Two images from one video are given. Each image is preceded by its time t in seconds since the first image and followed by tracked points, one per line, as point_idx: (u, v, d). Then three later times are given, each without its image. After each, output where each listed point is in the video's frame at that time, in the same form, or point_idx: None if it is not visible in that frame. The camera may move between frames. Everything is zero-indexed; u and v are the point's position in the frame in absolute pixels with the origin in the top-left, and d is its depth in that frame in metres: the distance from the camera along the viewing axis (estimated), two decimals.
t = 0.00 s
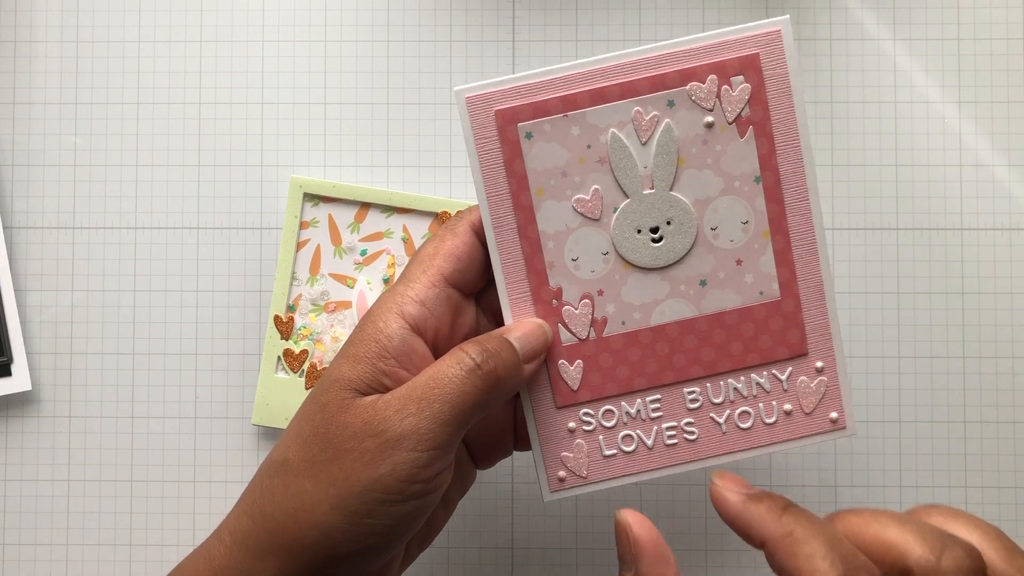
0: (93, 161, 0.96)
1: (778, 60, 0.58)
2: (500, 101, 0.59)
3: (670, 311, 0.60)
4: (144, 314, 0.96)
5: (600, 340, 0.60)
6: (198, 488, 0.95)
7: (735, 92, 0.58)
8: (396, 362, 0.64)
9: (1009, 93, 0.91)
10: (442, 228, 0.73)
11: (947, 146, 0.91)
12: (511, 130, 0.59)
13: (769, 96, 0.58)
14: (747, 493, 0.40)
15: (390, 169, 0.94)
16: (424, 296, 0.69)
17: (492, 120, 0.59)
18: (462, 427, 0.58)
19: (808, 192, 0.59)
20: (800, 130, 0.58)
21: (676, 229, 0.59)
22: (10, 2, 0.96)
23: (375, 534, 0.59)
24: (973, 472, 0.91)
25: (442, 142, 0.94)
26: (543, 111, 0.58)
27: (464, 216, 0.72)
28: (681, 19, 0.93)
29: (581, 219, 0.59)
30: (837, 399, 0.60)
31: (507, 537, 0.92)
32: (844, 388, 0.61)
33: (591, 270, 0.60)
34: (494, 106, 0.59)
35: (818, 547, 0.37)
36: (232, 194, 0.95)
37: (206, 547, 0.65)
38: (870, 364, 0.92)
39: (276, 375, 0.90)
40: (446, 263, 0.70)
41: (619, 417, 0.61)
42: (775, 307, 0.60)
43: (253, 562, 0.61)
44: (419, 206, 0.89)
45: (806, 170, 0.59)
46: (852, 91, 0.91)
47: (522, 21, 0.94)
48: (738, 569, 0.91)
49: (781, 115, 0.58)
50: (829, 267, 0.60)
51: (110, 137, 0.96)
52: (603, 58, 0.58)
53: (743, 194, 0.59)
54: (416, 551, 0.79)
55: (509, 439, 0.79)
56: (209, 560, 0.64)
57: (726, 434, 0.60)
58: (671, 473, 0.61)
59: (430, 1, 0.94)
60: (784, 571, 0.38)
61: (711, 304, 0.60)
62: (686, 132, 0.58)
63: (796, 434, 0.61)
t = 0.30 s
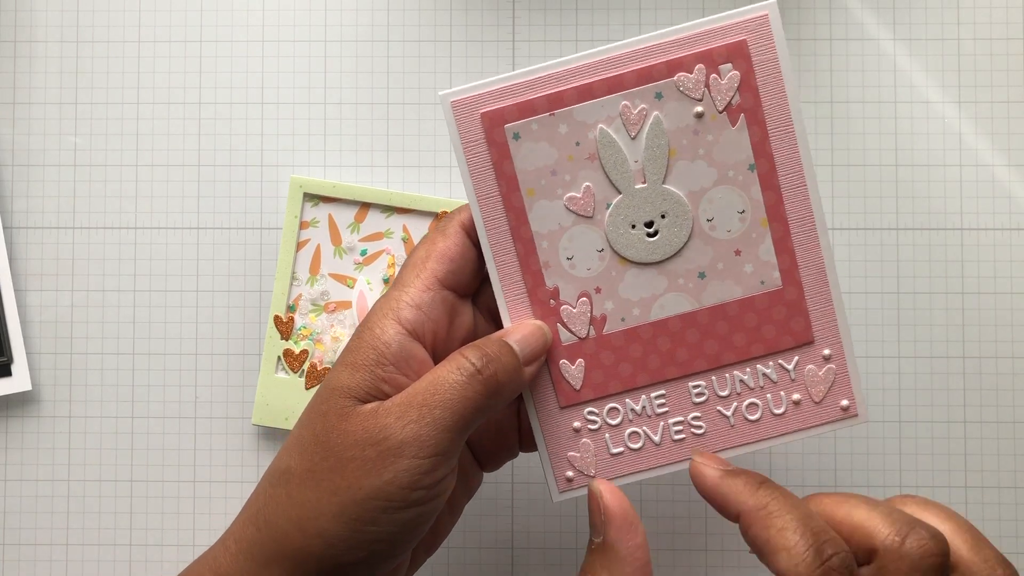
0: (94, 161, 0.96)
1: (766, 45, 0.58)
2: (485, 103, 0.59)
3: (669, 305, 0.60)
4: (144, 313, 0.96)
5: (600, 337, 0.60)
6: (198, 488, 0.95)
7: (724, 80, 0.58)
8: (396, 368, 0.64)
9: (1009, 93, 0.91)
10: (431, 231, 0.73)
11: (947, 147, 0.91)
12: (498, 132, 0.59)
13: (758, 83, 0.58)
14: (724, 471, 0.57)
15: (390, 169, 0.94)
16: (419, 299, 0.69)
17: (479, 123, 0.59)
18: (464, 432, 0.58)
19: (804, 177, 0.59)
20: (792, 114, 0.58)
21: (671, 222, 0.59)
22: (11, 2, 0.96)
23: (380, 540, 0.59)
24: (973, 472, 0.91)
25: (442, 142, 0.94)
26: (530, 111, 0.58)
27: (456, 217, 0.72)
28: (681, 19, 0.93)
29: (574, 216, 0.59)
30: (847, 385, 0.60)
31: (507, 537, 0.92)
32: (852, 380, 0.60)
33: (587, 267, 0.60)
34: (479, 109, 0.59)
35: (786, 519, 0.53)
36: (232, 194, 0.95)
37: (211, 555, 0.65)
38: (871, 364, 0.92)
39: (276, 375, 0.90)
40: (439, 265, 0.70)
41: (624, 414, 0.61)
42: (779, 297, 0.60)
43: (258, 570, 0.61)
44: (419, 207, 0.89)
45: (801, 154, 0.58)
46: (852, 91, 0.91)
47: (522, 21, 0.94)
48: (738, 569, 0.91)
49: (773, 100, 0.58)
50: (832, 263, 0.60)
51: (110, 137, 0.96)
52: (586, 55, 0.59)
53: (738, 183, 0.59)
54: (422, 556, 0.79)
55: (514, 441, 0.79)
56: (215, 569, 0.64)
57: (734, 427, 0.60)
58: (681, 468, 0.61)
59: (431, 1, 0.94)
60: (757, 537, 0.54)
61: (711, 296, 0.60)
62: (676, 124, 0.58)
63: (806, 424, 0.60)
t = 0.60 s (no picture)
0: (93, 161, 0.96)
1: (780, 59, 0.58)
2: (501, 115, 0.59)
3: (682, 316, 0.60)
4: (144, 314, 0.96)
5: (613, 347, 0.60)
6: (198, 488, 0.95)
7: (738, 93, 0.58)
8: (411, 375, 0.64)
9: (1009, 93, 0.91)
10: (448, 238, 0.73)
11: (947, 147, 0.91)
12: (514, 143, 0.59)
13: (772, 96, 0.58)
14: (697, 420, 0.57)
15: (390, 169, 0.94)
16: (434, 307, 0.69)
17: (494, 134, 0.59)
18: (479, 440, 0.58)
19: (817, 189, 0.59)
20: (806, 127, 0.58)
21: (684, 234, 0.59)
22: (10, 2, 0.96)
23: (394, 546, 0.59)
24: (973, 472, 0.91)
25: (442, 143, 0.94)
26: (545, 122, 0.58)
27: (471, 225, 0.72)
28: (681, 19, 0.93)
29: (589, 228, 0.59)
30: (857, 395, 0.60)
31: (508, 537, 0.92)
32: (861, 390, 0.60)
33: (601, 278, 0.60)
34: (495, 120, 0.59)
35: (755, 453, 0.52)
36: (232, 194, 0.95)
37: (223, 559, 0.65)
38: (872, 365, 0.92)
39: (276, 375, 0.90)
40: (455, 273, 0.70)
41: (636, 423, 0.61)
42: (790, 307, 0.60)
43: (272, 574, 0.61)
44: (419, 207, 0.89)
45: (813, 166, 0.59)
46: (852, 92, 0.91)
47: (522, 20, 0.94)
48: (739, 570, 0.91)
49: (787, 113, 0.58)
50: (842, 271, 0.60)
51: (109, 136, 0.96)
52: (601, 67, 0.58)
53: (750, 194, 0.59)
54: (434, 561, 0.78)
55: (523, 447, 0.79)
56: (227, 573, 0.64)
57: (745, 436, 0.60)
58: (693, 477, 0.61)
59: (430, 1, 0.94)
60: (730, 474, 0.53)
61: (723, 307, 0.60)
62: (690, 136, 0.58)
63: (817, 433, 0.60)
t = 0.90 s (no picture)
0: (93, 161, 0.96)
1: (781, 53, 0.57)
2: (496, 109, 0.59)
3: (677, 314, 0.60)
4: (144, 313, 0.96)
5: (607, 344, 0.60)
6: (198, 488, 0.95)
7: (738, 88, 0.58)
8: (400, 371, 0.64)
9: (1009, 93, 0.91)
10: (440, 233, 0.73)
11: (947, 146, 0.91)
12: (509, 137, 0.59)
13: (773, 91, 0.58)
14: (899, 443, 0.55)
15: (390, 169, 0.94)
16: (425, 302, 0.69)
17: (489, 127, 0.59)
18: (469, 436, 0.58)
19: (817, 186, 0.59)
20: (807, 123, 0.58)
21: (680, 231, 0.59)
22: (11, 2, 0.96)
23: (383, 542, 0.59)
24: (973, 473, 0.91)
25: (443, 142, 0.94)
26: (540, 116, 0.58)
27: (463, 220, 0.72)
28: (681, 19, 0.93)
29: (584, 223, 0.59)
30: (854, 398, 0.60)
31: (507, 537, 0.92)
32: (859, 392, 0.60)
33: (595, 274, 0.60)
34: (490, 114, 0.59)
35: (970, 496, 0.50)
36: (232, 194, 0.95)
37: (212, 555, 0.65)
38: (872, 364, 0.92)
39: (276, 375, 0.90)
40: (446, 269, 0.70)
41: (630, 421, 0.61)
42: (787, 307, 0.60)
43: (262, 570, 0.60)
44: (419, 207, 0.89)
45: (814, 163, 0.58)
46: (852, 91, 0.91)
47: (522, 20, 0.94)
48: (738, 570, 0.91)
49: (788, 109, 0.58)
50: (841, 270, 0.60)
51: (109, 136, 0.96)
52: (597, 61, 0.58)
53: (749, 192, 0.59)
54: (425, 557, 0.78)
55: (515, 442, 0.79)
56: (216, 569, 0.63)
57: (738, 435, 0.60)
58: (684, 475, 0.61)
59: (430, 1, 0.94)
60: (935, 512, 0.51)
61: (720, 305, 0.60)
62: (689, 131, 0.58)
63: (811, 434, 0.60)
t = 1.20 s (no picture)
0: (93, 161, 0.96)
1: (787, 60, 0.57)
2: (500, 111, 0.59)
3: (678, 319, 0.60)
4: (144, 314, 0.96)
5: (607, 348, 0.60)
6: (198, 488, 0.95)
7: (743, 95, 0.57)
8: (402, 371, 0.64)
9: (1009, 93, 0.91)
10: (443, 235, 0.73)
11: (947, 146, 0.91)
12: (513, 140, 0.59)
13: (778, 98, 0.58)
14: (847, 403, 0.57)
15: (390, 169, 0.94)
16: (427, 303, 0.69)
17: (493, 130, 0.59)
18: (470, 436, 0.58)
19: (820, 194, 0.59)
20: (811, 130, 0.58)
21: (683, 236, 0.59)
22: (11, 2, 0.96)
23: (384, 542, 0.59)
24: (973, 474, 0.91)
25: (443, 142, 0.94)
26: (544, 119, 0.58)
27: (466, 222, 0.72)
28: (681, 19, 0.93)
29: (586, 227, 0.59)
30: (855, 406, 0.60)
31: (507, 537, 0.92)
32: (861, 398, 0.60)
33: (597, 278, 0.60)
34: (494, 117, 0.59)
35: (906, 444, 0.53)
36: (232, 194, 0.95)
37: (213, 554, 0.65)
38: (872, 365, 0.92)
39: (276, 375, 0.90)
40: (448, 270, 0.70)
41: (629, 424, 0.61)
42: (789, 314, 0.60)
43: (262, 570, 0.61)
44: (419, 207, 0.89)
45: (817, 171, 0.58)
46: (852, 91, 0.91)
47: (522, 20, 0.94)
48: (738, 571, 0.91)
49: (791, 116, 0.58)
50: (843, 277, 0.60)
51: (109, 136, 0.96)
52: (603, 65, 0.58)
53: (752, 199, 0.59)
54: (426, 558, 0.78)
55: (516, 444, 0.79)
56: (217, 569, 0.63)
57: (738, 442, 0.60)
58: (683, 480, 0.61)
59: (430, 1, 0.94)
60: (878, 461, 0.54)
61: (721, 311, 0.60)
62: (693, 137, 0.58)
63: (812, 442, 0.60)
